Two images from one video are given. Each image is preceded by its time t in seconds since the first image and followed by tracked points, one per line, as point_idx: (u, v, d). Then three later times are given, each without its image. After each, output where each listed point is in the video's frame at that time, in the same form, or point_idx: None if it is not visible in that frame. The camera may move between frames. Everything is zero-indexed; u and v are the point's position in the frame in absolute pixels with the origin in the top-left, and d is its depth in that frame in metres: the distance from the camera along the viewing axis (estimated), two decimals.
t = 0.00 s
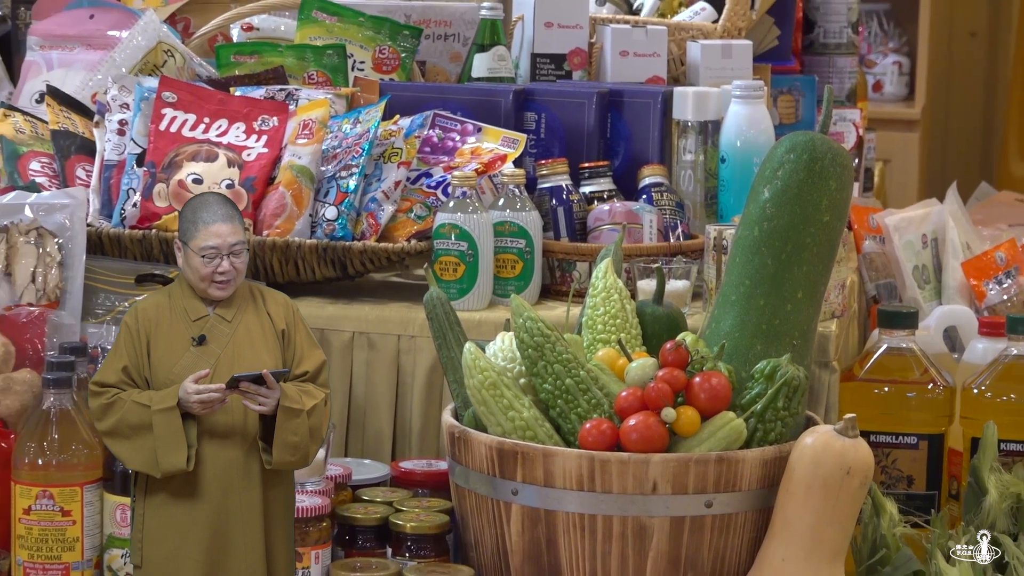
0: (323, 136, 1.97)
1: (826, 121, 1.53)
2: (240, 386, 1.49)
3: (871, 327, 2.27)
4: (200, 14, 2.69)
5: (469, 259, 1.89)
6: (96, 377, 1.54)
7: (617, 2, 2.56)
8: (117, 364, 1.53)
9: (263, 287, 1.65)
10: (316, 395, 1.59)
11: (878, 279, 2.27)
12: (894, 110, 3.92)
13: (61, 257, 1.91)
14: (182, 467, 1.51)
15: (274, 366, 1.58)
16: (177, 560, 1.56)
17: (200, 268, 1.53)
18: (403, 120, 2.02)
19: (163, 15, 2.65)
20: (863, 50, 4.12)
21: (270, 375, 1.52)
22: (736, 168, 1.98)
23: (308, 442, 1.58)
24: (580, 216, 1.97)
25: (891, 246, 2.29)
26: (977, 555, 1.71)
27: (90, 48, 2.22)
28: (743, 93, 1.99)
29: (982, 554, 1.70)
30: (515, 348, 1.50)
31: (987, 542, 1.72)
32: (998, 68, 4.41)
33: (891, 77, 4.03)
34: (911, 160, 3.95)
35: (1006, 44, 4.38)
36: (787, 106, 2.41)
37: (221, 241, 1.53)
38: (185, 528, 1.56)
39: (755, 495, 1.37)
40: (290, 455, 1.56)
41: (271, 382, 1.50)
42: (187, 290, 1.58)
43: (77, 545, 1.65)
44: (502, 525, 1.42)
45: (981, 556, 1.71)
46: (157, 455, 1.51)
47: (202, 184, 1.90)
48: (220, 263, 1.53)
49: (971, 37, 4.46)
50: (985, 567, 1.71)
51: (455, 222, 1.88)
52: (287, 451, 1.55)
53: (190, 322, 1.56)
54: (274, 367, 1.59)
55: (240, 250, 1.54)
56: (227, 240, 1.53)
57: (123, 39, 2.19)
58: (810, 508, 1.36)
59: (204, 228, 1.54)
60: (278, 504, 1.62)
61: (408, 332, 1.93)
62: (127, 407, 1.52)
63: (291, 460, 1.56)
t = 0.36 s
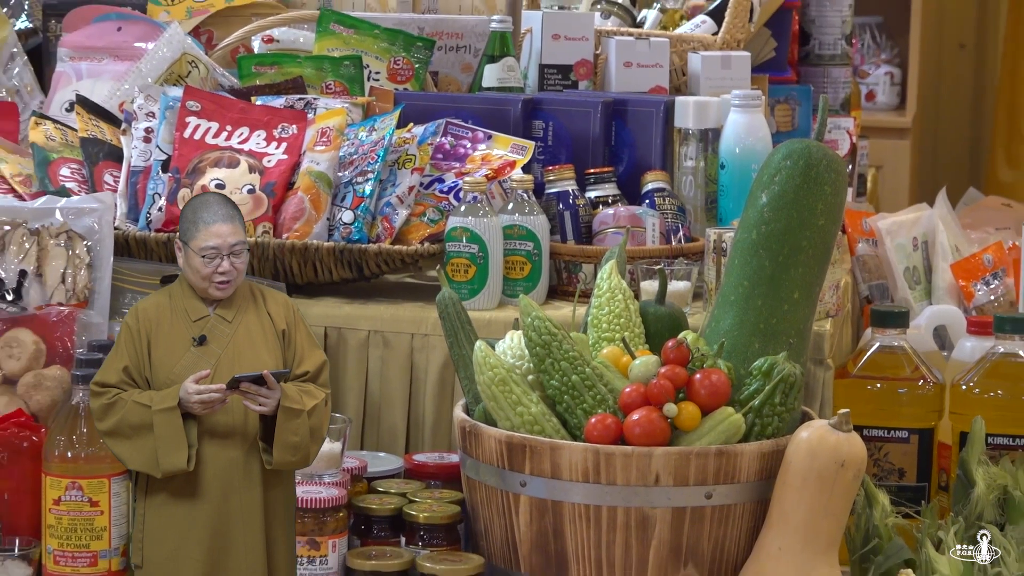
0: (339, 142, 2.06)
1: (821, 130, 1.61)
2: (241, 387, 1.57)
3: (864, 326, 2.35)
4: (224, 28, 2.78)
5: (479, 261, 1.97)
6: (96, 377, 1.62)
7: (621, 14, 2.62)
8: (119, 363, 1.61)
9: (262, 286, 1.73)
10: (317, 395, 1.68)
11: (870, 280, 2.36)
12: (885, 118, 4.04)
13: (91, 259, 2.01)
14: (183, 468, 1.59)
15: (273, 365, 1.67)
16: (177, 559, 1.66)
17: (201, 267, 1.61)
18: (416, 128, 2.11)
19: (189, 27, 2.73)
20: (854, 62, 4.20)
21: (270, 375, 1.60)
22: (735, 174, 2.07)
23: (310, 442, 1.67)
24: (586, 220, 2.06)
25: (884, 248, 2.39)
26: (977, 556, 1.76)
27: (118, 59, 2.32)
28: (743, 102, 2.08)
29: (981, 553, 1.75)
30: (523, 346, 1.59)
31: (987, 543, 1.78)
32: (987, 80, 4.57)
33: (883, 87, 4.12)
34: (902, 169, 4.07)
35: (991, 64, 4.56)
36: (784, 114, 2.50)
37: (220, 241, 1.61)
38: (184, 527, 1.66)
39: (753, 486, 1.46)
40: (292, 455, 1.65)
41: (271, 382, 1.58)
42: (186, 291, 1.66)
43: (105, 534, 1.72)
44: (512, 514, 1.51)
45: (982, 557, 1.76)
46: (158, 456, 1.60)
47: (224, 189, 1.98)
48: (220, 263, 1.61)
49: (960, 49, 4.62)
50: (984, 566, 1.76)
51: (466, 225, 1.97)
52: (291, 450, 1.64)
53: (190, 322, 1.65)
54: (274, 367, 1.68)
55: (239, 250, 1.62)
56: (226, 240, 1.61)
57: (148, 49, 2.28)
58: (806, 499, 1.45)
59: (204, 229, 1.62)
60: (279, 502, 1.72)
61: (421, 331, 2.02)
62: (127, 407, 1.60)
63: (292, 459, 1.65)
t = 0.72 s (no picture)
0: (351, 148, 2.14)
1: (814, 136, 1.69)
2: (241, 386, 1.68)
3: (856, 325, 2.43)
4: (240, 38, 2.88)
5: (486, 263, 2.05)
6: (97, 377, 1.73)
7: (621, 25, 2.68)
8: (120, 363, 1.72)
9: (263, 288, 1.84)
10: (318, 394, 1.79)
11: (861, 281, 2.48)
12: (874, 124, 4.11)
13: (112, 260, 2.09)
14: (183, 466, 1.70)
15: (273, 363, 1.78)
16: (179, 557, 1.77)
17: (201, 266, 1.72)
18: (425, 134, 2.19)
19: (205, 37, 2.83)
20: (846, 70, 4.30)
21: (272, 374, 1.71)
22: (731, 179, 2.15)
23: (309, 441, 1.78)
24: (588, 223, 2.14)
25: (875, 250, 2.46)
26: (977, 556, 1.83)
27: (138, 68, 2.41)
28: (738, 109, 2.16)
29: (983, 553, 1.82)
30: (527, 344, 1.67)
31: (987, 543, 1.84)
32: (972, 85, 4.68)
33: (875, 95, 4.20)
34: (892, 173, 4.18)
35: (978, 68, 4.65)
36: (778, 121, 2.58)
37: (219, 242, 1.73)
38: (185, 525, 1.77)
39: (749, 479, 1.54)
40: (292, 454, 1.76)
41: (271, 382, 1.69)
42: (187, 293, 1.77)
43: (125, 526, 1.80)
44: (517, 505, 1.60)
45: (982, 557, 1.83)
46: (158, 455, 1.70)
47: (240, 194, 2.07)
48: (220, 262, 1.73)
49: (947, 58, 4.72)
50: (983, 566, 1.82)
51: (473, 228, 2.04)
52: (292, 450, 1.75)
53: (190, 323, 1.76)
54: (273, 364, 1.80)
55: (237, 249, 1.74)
56: (226, 241, 1.73)
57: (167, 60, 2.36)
58: (799, 494, 1.53)
59: (204, 228, 1.73)
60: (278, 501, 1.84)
61: (430, 329, 2.09)
62: (127, 406, 1.71)
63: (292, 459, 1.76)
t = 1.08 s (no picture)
0: (364, 155, 2.22)
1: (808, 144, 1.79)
2: (263, 368, 1.72)
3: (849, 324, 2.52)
4: (256, 48, 3.01)
5: (493, 264, 2.13)
6: (93, 376, 1.77)
7: (624, 36, 2.76)
8: (116, 362, 1.77)
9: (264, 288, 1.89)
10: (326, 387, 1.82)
11: (854, 281, 2.57)
12: (866, 132, 4.30)
13: (134, 261, 2.18)
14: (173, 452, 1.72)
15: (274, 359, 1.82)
16: (178, 558, 1.79)
17: (197, 257, 1.76)
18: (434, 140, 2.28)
19: (225, 48, 2.96)
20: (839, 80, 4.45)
21: (285, 361, 1.75)
22: (729, 184, 2.24)
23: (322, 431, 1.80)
24: (591, 226, 2.23)
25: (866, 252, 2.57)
26: (977, 556, 1.94)
27: (159, 77, 2.50)
28: (736, 117, 2.25)
29: (982, 554, 1.93)
30: (532, 342, 1.76)
31: (987, 544, 1.94)
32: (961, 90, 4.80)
33: (865, 102, 4.34)
34: (882, 178, 4.33)
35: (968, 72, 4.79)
36: (774, 128, 2.67)
37: (213, 231, 1.77)
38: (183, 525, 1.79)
39: (745, 471, 1.64)
40: (304, 443, 1.80)
41: (289, 367, 1.73)
42: (187, 293, 1.82)
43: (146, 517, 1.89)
44: (524, 496, 1.69)
45: (982, 557, 1.93)
46: (146, 444, 1.72)
47: (258, 198, 2.16)
48: (214, 252, 1.77)
49: (937, 67, 4.85)
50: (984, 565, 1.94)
51: (481, 230, 2.12)
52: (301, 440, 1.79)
53: (190, 323, 1.81)
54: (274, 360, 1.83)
55: (232, 238, 1.77)
56: (219, 230, 1.77)
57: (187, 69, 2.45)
58: (792, 486, 1.62)
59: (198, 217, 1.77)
60: (277, 495, 1.86)
61: (439, 328, 2.18)
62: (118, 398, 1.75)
63: (304, 449, 1.80)
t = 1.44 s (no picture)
0: (378, 160, 2.31)
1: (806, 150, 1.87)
2: (262, 371, 1.78)
3: (846, 324, 2.60)
4: (274, 58, 3.04)
5: (503, 266, 2.21)
6: (95, 378, 1.83)
7: (629, 46, 2.86)
8: (118, 363, 1.82)
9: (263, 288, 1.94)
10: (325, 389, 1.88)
11: (850, 283, 2.65)
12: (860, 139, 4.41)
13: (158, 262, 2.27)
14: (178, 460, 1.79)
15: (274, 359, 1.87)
16: (178, 557, 1.85)
17: (191, 253, 1.82)
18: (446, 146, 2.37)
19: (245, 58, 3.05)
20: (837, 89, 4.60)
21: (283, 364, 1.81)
22: (730, 190, 2.32)
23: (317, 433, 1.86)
24: (597, 229, 2.32)
25: (863, 254, 2.66)
26: (977, 556, 1.99)
27: (181, 86, 2.59)
28: (737, 125, 2.34)
29: (982, 554, 1.98)
30: (541, 341, 1.85)
31: (987, 544, 1.99)
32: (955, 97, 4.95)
33: (862, 111, 4.51)
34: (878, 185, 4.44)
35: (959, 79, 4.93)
36: (774, 135, 2.76)
37: (206, 227, 1.83)
38: (183, 525, 1.85)
39: (746, 465, 1.72)
40: (299, 444, 1.85)
41: (288, 370, 1.79)
42: (186, 294, 1.87)
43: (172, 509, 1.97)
44: (532, 489, 1.78)
45: (982, 558, 1.98)
46: (153, 449, 1.79)
47: (277, 203, 2.25)
48: (208, 247, 1.82)
49: (930, 76, 4.99)
50: (985, 566, 1.99)
51: (491, 233, 2.21)
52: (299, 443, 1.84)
53: (190, 323, 1.86)
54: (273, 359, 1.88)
55: (225, 233, 1.83)
56: (212, 226, 1.82)
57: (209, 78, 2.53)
58: (790, 480, 1.70)
59: (191, 214, 1.83)
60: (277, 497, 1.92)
61: (451, 327, 2.27)
62: (122, 403, 1.80)
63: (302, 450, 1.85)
